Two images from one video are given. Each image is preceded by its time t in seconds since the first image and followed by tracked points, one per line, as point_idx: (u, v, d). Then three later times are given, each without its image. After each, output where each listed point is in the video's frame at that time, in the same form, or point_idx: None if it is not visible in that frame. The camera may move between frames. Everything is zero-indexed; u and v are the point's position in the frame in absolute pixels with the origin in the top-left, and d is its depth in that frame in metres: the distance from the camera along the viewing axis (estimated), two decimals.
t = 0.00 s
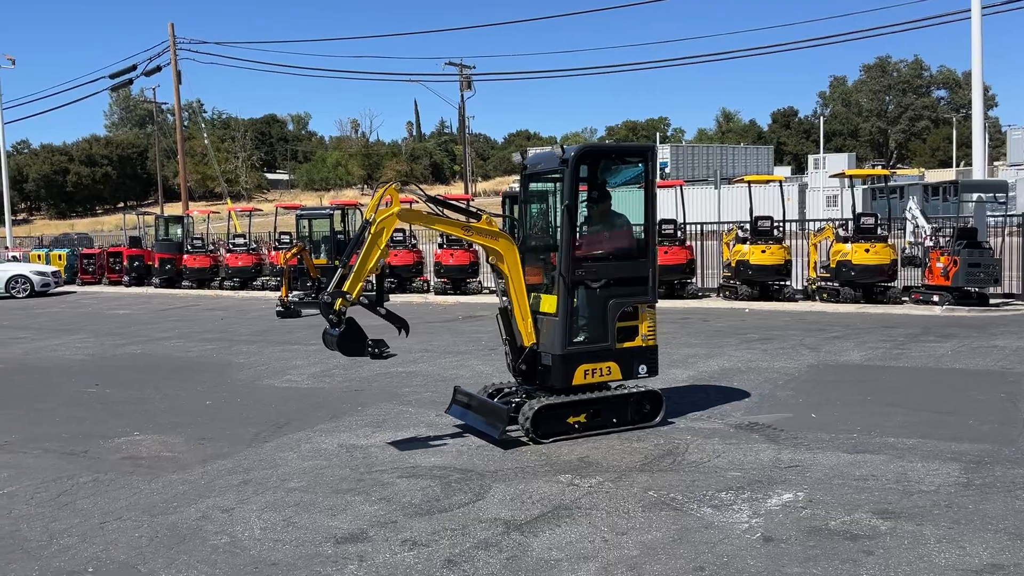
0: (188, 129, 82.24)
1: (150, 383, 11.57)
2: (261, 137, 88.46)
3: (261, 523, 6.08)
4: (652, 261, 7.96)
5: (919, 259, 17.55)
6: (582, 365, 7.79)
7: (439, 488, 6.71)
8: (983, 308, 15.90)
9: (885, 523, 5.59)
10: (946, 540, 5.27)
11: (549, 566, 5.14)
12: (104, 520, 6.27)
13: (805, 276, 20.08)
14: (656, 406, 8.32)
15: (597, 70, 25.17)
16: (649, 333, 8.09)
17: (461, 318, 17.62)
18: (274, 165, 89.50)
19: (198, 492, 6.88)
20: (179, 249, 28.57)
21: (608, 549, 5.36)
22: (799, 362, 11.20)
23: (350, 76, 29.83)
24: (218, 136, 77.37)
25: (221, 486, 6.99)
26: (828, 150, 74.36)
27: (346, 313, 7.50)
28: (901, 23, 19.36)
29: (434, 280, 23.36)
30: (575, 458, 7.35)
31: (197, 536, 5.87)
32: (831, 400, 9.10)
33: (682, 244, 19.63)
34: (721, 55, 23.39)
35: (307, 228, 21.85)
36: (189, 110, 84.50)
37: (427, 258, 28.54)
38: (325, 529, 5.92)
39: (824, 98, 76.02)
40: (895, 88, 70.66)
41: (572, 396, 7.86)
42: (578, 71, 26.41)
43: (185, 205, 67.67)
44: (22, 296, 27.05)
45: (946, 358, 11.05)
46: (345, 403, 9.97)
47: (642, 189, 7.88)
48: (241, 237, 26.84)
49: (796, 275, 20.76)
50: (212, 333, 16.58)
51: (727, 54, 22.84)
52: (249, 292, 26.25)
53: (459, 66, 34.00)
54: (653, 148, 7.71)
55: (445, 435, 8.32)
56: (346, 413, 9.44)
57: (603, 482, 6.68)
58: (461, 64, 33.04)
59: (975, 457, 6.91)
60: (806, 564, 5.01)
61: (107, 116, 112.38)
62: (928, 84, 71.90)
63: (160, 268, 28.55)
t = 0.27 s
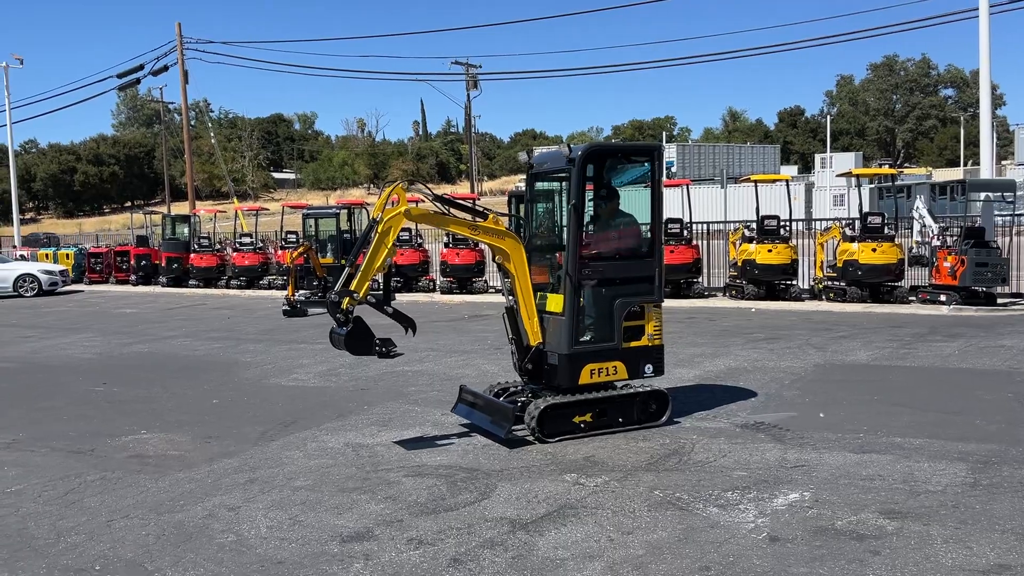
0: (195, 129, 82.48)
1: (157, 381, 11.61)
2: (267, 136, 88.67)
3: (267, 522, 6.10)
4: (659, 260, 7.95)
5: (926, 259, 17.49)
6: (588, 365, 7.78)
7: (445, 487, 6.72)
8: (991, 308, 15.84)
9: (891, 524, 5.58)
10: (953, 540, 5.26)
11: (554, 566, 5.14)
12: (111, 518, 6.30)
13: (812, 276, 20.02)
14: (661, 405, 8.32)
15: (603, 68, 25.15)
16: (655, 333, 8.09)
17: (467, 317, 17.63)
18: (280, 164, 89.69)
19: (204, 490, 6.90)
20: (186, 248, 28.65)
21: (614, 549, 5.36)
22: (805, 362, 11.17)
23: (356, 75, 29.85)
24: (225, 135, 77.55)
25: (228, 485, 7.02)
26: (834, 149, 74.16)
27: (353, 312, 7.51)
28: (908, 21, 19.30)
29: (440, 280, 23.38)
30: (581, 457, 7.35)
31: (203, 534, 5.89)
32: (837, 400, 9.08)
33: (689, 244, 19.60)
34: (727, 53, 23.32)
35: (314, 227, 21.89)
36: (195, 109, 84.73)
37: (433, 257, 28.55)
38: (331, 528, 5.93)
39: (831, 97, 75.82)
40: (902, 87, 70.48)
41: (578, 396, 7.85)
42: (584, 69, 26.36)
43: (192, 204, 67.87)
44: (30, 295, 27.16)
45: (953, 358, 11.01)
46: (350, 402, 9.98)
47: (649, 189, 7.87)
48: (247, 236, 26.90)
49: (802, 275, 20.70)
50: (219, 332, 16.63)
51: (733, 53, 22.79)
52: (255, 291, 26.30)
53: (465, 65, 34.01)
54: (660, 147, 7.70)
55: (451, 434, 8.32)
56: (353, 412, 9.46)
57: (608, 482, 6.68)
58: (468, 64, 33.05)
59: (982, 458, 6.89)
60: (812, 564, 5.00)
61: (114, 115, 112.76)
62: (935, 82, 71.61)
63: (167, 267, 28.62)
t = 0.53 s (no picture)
0: (199, 128, 82.65)
1: (161, 380, 11.62)
2: (271, 135, 88.85)
3: (270, 521, 6.10)
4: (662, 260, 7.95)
5: (930, 259, 17.45)
6: (591, 364, 7.78)
7: (448, 486, 6.72)
8: (995, 307, 15.81)
9: (895, 523, 5.57)
10: (956, 540, 5.24)
11: (557, 565, 5.14)
12: (115, 516, 6.31)
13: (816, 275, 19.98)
14: (664, 404, 8.31)
15: (606, 67, 25.11)
16: (659, 332, 8.08)
17: (470, 316, 17.64)
18: (284, 163, 89.83)
19: (208, 489, 6.90)
20: (190, 247, 28.69)
21: (616, 548, 5.36)
22: (809, 361, 11.15)
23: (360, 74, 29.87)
24: (228, 134, 77.69)
25: (231, 484, 7.03)
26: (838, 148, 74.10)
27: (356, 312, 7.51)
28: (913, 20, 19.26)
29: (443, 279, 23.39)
30: (584, 456, 7.34)
31: (207, 533, 5.90)
32: (840, 399, 9.06)
33: (692, 243, 19.57)
34: (731, 52, 23.28)
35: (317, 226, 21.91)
36: (199, 108, 84.89)
37: (436, 256, 28.57)
38: (334, 527, 5.94)
39: (835, 96, 75.74)
40: (907, 86, 70.35)
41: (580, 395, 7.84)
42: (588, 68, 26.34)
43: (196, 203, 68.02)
44: (34, 294, 27.22)
45: (957, 358, 10.99)
46: (353, 401, 9.98)
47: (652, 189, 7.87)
48: (251, 236, 26.94)
49: (806, 274, 20.66)
50: (222, 331, 16.65)
51: (737, 51, 22.74)
52: (259, 290, 26.32)
53: (469, 65, 34.00)
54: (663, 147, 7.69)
55: (454, 433, 8.32)
56: (356, 411, 9.46)
57: (612, 481, 6.67)
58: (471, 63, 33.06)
59: (986, 458, 6.87)
60: (816, 563, 5.00)
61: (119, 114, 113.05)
62: (939, 81, 71.49)
63: (170, 266, 28.67)
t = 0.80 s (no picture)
0: (202, 126, 82.78)
1: (164, 378, 11.64)
2: (274, 133, 88.95)
3: (273, 519, 6.11)
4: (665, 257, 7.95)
5: (933, 257, 17.42)
6: (593, 362, 7.78)
7: (450, 484, 6.72)
8: (999, 305, 15.79)
9: (898, 522, 5.56)
10: (960, 539, 5.24)
11: (560, 563, 5.14)
12: (118, 514, 6.32)
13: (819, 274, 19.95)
14: (666, 403, 8.31)
15: (609, 64, 25.07)
16: (661, 330, 8.06)
17: (473, 315, 17.64)
18: (287, 162, 89.94)
19: (211, 487, 6.92)
20: (193, 245, 28.72)
21: (619, 546, 5.36)
22: (812, 360, 11.14)
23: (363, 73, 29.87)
24: (231, 133, 77.80)
25: (234, 481, 7.04)
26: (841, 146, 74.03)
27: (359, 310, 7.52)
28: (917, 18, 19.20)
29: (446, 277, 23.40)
30: (587, 455, 7.34)
31: (210, 531, 5.91)
32: (843, 398, 9.05)
33: (695, 241, 19.56)
34: (734, 49, 23.24)
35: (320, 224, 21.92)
36: (202, 106, 84.99)
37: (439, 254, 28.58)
38: (337, 524, 5.94)
39: (839, 94, 75.66)
40: (910, 84, 70.48)
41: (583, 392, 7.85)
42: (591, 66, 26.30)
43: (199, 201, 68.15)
44: (38, 292, 27.28)
45: (960, 356, 10.97)
46: (356, 399, 9.99)
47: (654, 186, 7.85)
48: (254, 234, 26.96)
49: (810, 273, 20.62)
50: (226, 329, 16.67)
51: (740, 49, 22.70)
52: (262, 288, 26.36)
53: (472, 62, 33.97)
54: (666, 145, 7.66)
55: (457, 431, 8.32)
56: (359, 409, 9.47)
57: (615, 479, 6.67)
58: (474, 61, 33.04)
59: (990, 457, 6.85)
60: (818, 562, 5.00)
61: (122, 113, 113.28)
62: (943, 80, 71.34)
63: (174, 265, 28.70)
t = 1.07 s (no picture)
0: (203, 124, 82.82)
1: (165, 376, 11.64)
2: (275, 132, 89.00)
3: (274, 516, 6.11)
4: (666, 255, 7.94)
5: (934, 255, 17.42)
6: (594, 360, 7.78)
7: (451, 482, 6.72)
8: (1000, 304, 15.77)
9: (899, 520, 5.56)
10: (961, 537, 5.23)
11: (561, 561, 5.15)
12: (119, 512, 6.33)
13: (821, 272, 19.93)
14: (667, 402, 8.31)
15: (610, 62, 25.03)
16: (662, 328, 8.06)
17: (474, 312, 17.65)
18: (288, 160, 89.98)
19: (212, 485, 6.92)
20: (194, 243, 28.72)
21: (620, 544, 5.36)
22: (813, 358, 11.14)
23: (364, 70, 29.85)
24: (232, 131, 77.83)
25: (236, 479, 7.04)
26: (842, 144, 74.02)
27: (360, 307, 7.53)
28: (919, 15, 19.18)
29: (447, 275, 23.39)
30: (588, 453, 7.34)
31: (211, 528, 5.92)
32: (844, 396, 9.04)
33: (697, 239, 19.56)
34: (736, 47, 23.21)
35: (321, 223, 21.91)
36: (203, 104, 85.00)
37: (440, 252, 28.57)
38: (337, 522, 5.94)
39: (840, 92, 75.64)
40: (912, 83, 69.95)
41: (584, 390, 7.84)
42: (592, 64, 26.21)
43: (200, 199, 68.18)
44: (39, 290, 27.29)
45: (962, 354, 10.96)
46: (357, 397, 9.99)
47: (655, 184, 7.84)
48: (255, 232, 26.96)
49: (811, 270, 20.62)
50: (227, 327, 16.67)
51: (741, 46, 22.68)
52: (263, 286, 26.37)
53: (473, 60, 33.93)
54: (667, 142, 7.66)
55: (458, 429, 8.32)
56: (360, 407, 9.47)
57: (616, 477, 6.67)
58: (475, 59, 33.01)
59: (991, 454, 6.85)
60: (819, 560, 4.99)
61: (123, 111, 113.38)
62: (945, 77, 71.28)
63: (175, 263, 28.71)
